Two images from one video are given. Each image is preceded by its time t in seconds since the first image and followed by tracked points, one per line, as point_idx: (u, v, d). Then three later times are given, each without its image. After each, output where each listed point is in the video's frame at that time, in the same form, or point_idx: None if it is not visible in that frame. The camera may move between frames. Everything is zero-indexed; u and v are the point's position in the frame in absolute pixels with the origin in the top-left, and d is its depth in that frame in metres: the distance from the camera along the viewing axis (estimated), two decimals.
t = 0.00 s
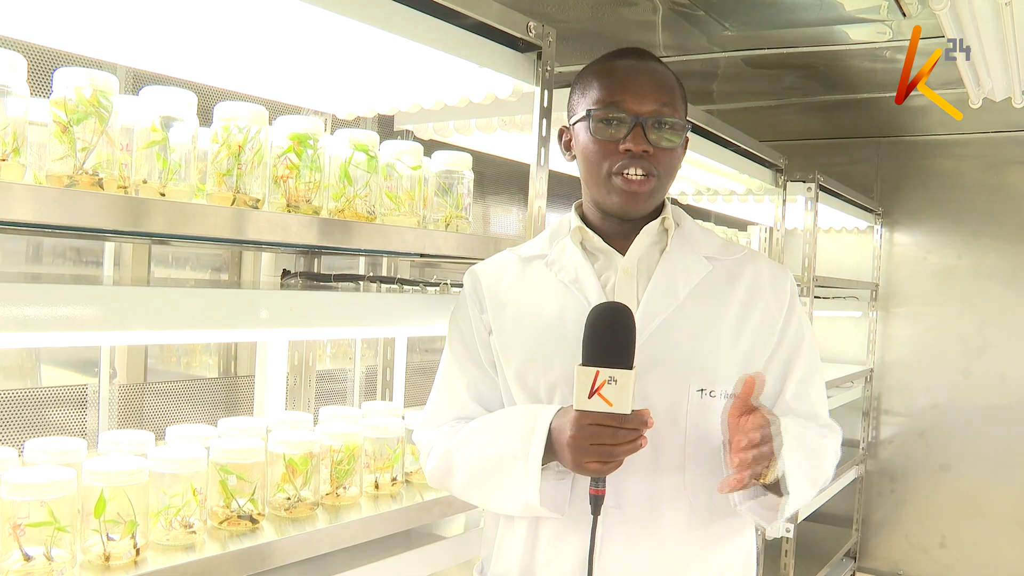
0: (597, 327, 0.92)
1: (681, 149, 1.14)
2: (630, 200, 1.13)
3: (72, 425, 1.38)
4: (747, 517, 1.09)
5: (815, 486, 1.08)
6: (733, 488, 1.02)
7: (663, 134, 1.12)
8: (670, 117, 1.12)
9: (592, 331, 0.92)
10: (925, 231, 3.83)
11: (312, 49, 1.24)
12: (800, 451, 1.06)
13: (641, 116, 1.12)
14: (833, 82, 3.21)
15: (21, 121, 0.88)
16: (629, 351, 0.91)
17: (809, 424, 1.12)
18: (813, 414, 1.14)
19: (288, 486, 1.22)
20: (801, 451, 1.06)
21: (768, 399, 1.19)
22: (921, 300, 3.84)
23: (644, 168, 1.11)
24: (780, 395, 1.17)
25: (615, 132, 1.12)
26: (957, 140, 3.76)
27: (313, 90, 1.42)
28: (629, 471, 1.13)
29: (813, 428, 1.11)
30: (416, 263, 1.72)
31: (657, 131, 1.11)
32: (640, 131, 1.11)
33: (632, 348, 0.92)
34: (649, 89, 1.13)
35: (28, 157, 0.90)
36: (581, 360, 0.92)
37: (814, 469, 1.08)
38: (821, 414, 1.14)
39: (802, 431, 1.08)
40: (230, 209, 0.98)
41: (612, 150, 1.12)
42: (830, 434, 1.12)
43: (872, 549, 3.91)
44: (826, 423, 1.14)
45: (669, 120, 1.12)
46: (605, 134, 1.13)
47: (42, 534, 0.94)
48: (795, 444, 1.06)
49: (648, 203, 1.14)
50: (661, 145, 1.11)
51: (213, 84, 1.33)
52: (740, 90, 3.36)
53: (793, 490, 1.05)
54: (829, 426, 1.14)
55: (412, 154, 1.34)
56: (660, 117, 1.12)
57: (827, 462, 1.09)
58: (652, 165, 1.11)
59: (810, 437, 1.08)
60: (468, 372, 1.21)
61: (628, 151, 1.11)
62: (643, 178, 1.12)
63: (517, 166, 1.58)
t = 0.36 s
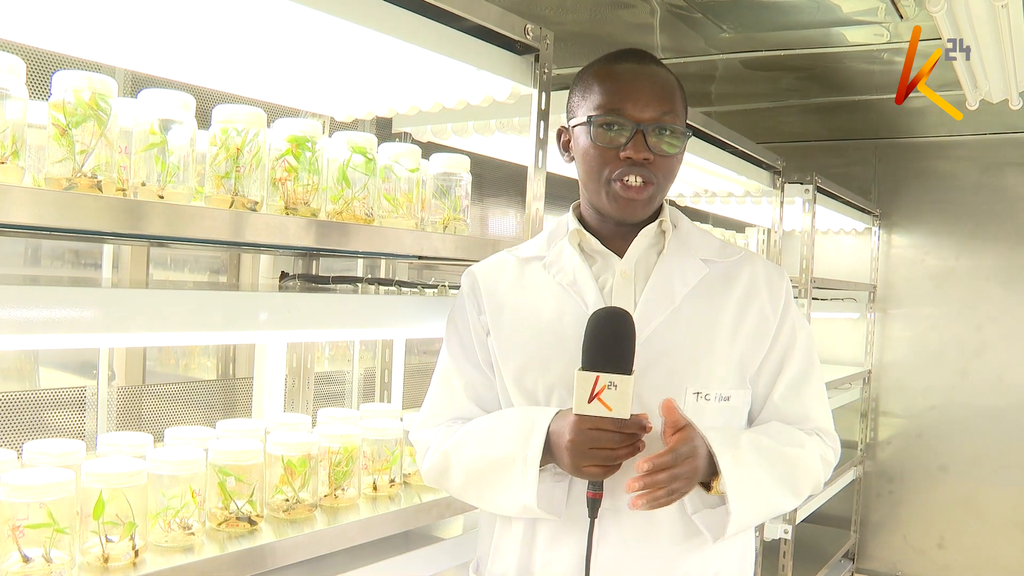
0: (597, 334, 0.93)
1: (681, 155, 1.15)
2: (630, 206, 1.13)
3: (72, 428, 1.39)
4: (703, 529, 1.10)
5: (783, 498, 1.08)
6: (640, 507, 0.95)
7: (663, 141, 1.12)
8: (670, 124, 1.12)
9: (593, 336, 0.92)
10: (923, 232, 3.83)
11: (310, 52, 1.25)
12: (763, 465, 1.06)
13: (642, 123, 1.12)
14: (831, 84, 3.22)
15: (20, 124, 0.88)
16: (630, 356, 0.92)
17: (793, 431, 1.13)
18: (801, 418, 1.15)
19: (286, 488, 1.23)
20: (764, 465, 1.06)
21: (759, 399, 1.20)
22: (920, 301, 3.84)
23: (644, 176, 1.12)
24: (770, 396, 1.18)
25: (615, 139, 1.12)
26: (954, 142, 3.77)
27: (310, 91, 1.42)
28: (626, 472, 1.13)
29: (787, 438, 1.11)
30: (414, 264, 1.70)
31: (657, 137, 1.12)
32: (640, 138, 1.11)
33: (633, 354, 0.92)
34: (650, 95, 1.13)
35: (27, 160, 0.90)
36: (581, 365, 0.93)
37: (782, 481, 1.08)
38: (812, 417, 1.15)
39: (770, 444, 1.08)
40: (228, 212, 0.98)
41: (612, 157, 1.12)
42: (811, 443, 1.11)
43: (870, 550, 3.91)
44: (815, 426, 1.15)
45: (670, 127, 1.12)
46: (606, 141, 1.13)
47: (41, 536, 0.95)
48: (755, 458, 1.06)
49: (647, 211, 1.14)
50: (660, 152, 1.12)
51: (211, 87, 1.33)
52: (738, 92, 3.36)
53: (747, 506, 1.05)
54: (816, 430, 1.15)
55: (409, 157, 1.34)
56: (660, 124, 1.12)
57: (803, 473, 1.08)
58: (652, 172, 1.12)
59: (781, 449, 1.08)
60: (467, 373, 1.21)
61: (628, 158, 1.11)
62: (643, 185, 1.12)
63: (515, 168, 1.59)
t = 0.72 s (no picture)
0: (594, 330, 0.93)
1: (674, 142, 1.15)
2: (623, 192, 1.14)
3: (69, 428, 1.39)
4: (707, 504, 1.09)
5: (790, 483, 1.08)
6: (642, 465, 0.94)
7: (654, 126, 1.13)
8: (660, 109, 1.13)
9: (590, 331, 0.93)
10: (921, 232, 3.84)
11: (308, 52, 1.25)
12: (772, 446, 1.06)
13: (632, 107, 1.13)
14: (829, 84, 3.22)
15: (18, 124, 0.88)
16: (625, 353, 0.93)
17: (797, 421, 1.12)
18: (805, 412, 1.15)
19: (285, 488, 1.23)
20: (771, 446, 1.06)
21: (761, 397, 1.20)
22: (918, 301, 3.85)
23: (635, 160, 1.12)
24: (773, 392, 1.18)
25: (606, 125, 1.14)
26: (952, 142, 3.78)
27: (309, 92, 1.42)
28: (625, 469, 1.13)
29: (794, 425, 1.10)
30: (412, 265, 1.70)
31: (647, 122, 1.13)
32: (630, 122, 1.12)
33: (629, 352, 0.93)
34: (640, 82, 1.15)
35: (25, 159, 0.90)
36: (578, 361, 0.93)
37: (789, 465, 1.08)
38: (816, 412, 1.15)
39: (779, 427, 1.08)
40: (227, 212, 0.98)
41: (603, 143, 1.13)
42: (817, 432, 1.11)
43: (867, 550, 3.92)
44: (820, 421, 1.15)
45: (660, 112, 1.13)
46: (596, 127, 1.14)
47: (40, 536, 0.95)
48: (762, 438, 1.06)
49: (641, 197, 1.14)
50: (651, 136, 1.12)
51: (210, 88, 1.34)
52: (737, 92, 3.36)
53: (753, 484, 1.05)
54: (821, 425, 1.15)
55: (408, 157, 1.33)
56: (650, 108, 1.13)
57: (809, 461, 1.09)
58: (643, 156, 1.12)
59: (789, 432, 1.08)
60: (466, 371, 1.21)
61: (619, 141, 1.12)
62: (634, 168, 1.13)
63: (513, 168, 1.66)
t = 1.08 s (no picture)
0: (594, 329, 0.91)
1: (671, 141, 1.15)
2: (621, 190, 1.13)
3: (69, 427, 1.39)
4: (692, 527, 1.10)
5: (780, 499, 1.07)
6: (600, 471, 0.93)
7: (650, 125, 1.13)
8: (656, 108, 1.13)
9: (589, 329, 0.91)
10: (922, 232, 3.84)
11: (308, 53, 1.25)
12: (758, 465, 1.06)
13: (628, 107, 1.13)
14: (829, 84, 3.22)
15: (19, 125, 0.88)
16: (625, 352, 0.91)
17: (792, 432, 1.12)
18: (802, 417, 1.14)
19: (285, 487, 1.23)
20: (755, 465, 1.06)
21: (760, 398, 1.20)
22: (918, 301, 3.85)
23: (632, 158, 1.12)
24: (771, 392, 1.17)
25: (603, 125, 1.14)
26: (952, 142, 3.78)
27: (310, 92, 1.43)
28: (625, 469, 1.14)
29: (784, 439, 1.10)
30: (412, 264, 1.71)
31: (644, 121, 1.13)
32: (626, 121, 1.12)
33: (628, 350, 0.91)
34: (636, 83, 1.15)
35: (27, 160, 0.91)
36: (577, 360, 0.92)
37: (778, 481, 1.07)
38: (813, 417, 1.14)
39: (764, 444, 1.08)
40: (227, 211, 0.98)
41: (601, 142, 1.14)
42: (809, 443, 1.10)
43: (867, 550, 3.92)
44: (816, 428, 1.14)
45: (656, 111, 1.13)
46: (593, 127, 1.14)
47: (41, 535, 0.95)
48: (746, 457, 1.05)
49: (639, 195, 1.14)
50: (648, 135, 1.12)
51: (211, 88, 1.34)
52: (737, 92, 3.36)
53: (739, 505, 1.04)
54: (818, 431, 1.14)
55: (408, 157, 1.34)
56: (646, 107, 1.13)
57: (799, 475, 1.07)
58: (640, 154, 1.12)
59: (775, 449, 1.08)
60: (467, 370, 1.21)
61: (616, 141, 1.12)
62: (632, 167, 1.12)
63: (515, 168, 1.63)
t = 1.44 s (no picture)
0: (597, 327, 0.93)
1: (672, 135, 1.15)
2: (623, 183, 1.13)
3: (70, 424, 1.40)
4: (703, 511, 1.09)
5: (795, 483, 1.07)
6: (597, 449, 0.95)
7: (651, 117, 1.13)
8: (656, 102, 1.14)
9: (595, 329, 0.92)
10: (923, 232, 3.84)
11: (310, 51, 1.25)
12: (768, 449, 1.06)
13: (627, 101, 1.13)
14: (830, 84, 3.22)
15: (21, 122, 0.88)
16: (629, 351, 0.92)
17: (803, 420, 1.12)
18: (814, 406, 1.15)
19: (285, 486, 1.23)
20: (766, 447, 1.06)
21: (770, 395, 1.20)
22: (919, 301, 3.85)
23: (633, 150, 1.12)
24: (779, 387, 1.18)
25: (603, 120, 1.14)
26: (953, 142, 3.78)
27: (311, 90, 1.43)
28: (626, 467, 1.14)
29: (794, 425, 1.10)
30: (414, 263, 1.72)
31: (644, 115, 1.13)
32: (626, 114, 1.12)
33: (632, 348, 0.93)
34: (635, 78, 1.15)
35: (29, 157, 0.91)
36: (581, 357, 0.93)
37: (792, 465, 1.07)
38: (826, 404, 1.15)
39: (774, 429, 1.08)
40: (229, 209, 0.98)
41: (601, 136, 1.14)
42: (823, 429, 1.10)
43: (868, 550, 3.92)
44: (829, 415, 1.15)
45: (655, 105, 1.14)
46: (594, 123, 1.15)
47: (42, 533, 0.95)
48: (756, 440, 1.05)
49: (641, 187, 1.14)
50: (649, 128, 1.12)
51: (212, 86, 1.34)
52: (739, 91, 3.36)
53: (751, 487, 1.03)
54: (832, 418, 1.15)
55: (409, 155, 1.34)
56: (646, 101, 1.13)
57: (814, 459, 1.08)
58: (641, 146, 1.12)
59: (785, 434, 1.08)
60: (469, 368, 1.22)
61: (617, 133, 1.12)
62: (633, 159, 1.12)
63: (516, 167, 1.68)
